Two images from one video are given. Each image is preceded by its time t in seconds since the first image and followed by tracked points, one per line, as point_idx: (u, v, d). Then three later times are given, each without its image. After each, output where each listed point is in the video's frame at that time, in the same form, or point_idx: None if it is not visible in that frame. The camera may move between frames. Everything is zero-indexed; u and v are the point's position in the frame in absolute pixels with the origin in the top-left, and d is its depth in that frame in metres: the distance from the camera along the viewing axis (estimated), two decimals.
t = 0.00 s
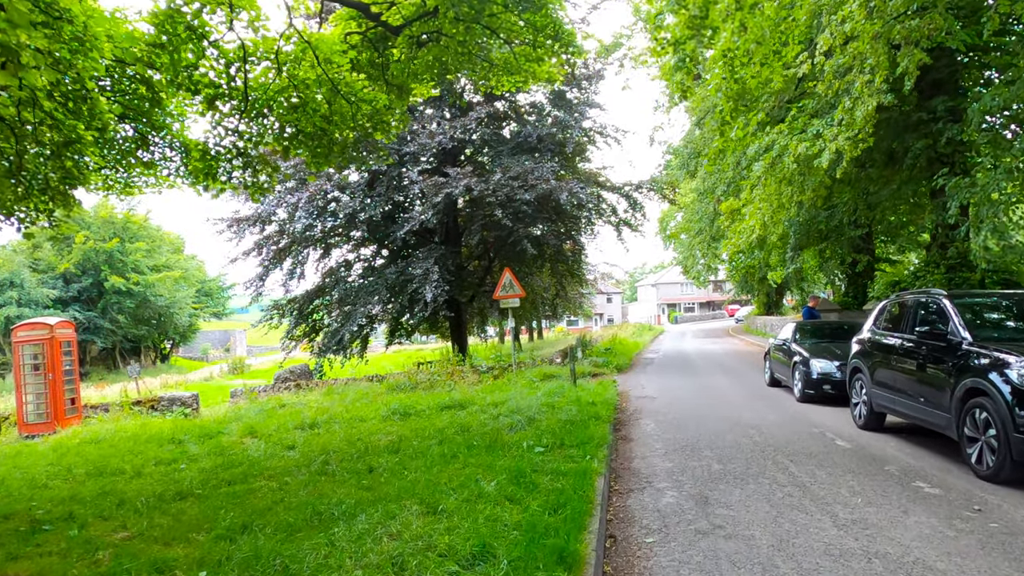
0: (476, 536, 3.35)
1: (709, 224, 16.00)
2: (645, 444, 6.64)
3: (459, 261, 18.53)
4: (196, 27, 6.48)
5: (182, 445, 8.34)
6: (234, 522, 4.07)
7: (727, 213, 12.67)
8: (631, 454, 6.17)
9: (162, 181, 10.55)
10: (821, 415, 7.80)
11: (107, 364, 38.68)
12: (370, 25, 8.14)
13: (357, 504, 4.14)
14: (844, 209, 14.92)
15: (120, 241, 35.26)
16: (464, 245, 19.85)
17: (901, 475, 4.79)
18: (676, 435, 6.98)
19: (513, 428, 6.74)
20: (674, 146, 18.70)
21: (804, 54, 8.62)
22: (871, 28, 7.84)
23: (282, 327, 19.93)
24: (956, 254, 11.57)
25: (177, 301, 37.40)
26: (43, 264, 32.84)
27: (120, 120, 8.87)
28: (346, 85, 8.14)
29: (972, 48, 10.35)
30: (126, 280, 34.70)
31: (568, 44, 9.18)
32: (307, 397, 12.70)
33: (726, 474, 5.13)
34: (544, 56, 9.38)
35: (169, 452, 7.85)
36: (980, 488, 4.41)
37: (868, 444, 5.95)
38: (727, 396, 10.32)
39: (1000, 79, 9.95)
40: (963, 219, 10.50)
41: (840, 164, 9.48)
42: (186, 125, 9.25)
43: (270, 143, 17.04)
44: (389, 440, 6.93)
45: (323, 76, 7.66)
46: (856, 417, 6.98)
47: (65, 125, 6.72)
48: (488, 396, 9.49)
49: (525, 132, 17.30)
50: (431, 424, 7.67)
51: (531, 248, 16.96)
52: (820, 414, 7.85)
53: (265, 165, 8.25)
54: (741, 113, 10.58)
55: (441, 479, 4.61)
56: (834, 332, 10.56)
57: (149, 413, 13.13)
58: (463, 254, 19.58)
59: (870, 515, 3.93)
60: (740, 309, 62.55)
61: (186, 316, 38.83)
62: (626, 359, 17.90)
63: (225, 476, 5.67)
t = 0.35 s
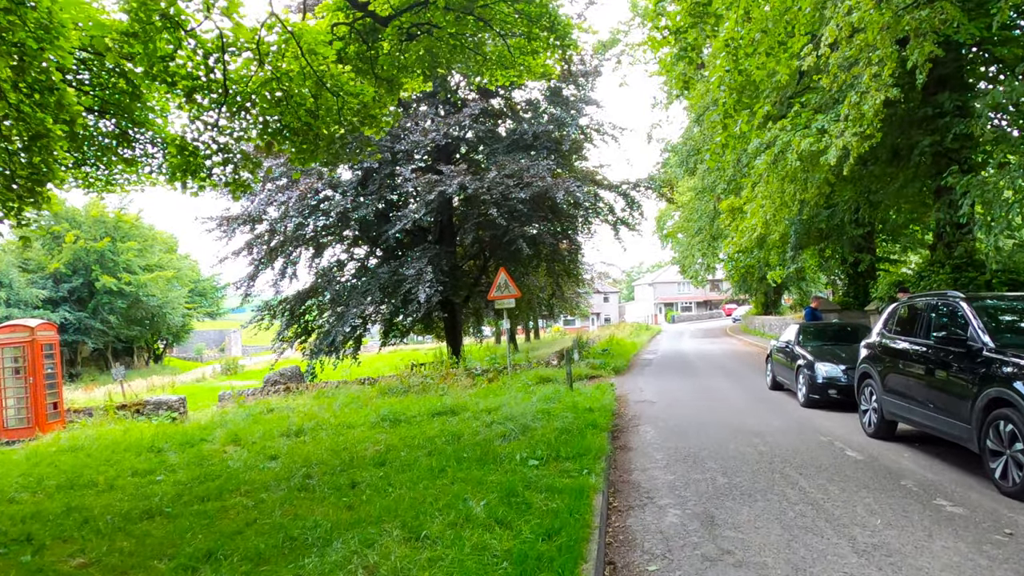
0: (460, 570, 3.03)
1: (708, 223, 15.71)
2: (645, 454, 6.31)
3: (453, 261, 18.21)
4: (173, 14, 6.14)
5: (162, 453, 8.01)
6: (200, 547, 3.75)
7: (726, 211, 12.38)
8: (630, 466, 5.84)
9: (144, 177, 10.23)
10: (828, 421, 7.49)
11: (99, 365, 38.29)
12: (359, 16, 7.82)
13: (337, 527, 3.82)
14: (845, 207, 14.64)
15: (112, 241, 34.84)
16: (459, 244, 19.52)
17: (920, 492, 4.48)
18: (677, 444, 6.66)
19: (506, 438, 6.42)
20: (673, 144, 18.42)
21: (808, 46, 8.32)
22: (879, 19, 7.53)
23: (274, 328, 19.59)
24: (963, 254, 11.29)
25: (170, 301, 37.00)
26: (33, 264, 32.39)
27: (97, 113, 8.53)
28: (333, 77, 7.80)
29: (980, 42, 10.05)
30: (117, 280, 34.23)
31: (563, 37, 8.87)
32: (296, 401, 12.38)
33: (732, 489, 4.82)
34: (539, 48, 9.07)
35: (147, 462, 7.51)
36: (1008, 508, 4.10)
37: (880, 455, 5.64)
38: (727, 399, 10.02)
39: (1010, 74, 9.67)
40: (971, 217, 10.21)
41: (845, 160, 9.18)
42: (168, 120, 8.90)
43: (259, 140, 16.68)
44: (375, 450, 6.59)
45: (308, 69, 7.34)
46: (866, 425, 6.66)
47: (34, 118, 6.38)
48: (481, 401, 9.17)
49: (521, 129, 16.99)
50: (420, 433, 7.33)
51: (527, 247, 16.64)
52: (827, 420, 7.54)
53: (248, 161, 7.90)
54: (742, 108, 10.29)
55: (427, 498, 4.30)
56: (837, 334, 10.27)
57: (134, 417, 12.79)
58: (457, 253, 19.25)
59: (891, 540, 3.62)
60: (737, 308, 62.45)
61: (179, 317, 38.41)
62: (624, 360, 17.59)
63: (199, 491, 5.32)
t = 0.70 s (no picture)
0: None
1: (709, 220, 15.36)
2: (645, 459, 5.95)
3: (448, 259, 17.85)
4: None
5: (138, 457, 7.63)
6: (155, 565, 3.39)
7: (728, 207, 12.03)
8: (630, 472, 5.48)
9: (124, 170, 9.85)
10: (837, 424, 7.14)
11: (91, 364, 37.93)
12: None
13: (307, 544, 3.45)
14: (849, 204, 14.33)
15: (104, 239, 34.47)
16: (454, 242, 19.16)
17: (946, 502, 4.13)
18: (679, 448, 6.29)
19: (498, 442, 6.05)
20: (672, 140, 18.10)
21: (816, 31, 7.98)
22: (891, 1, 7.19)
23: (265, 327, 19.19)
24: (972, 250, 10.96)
25: (163, 300, 36.64)
26: (24, 262, 31.91)
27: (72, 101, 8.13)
28: (319, 63, 7.45)
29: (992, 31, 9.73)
30: (109, 278, 33.76)
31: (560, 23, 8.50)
32: (284, 402, 12.00)
33: (740, 499, 4.46)
34: (535, 35, 8.71)
35: (121, 466, 7.14)
36: None
37: (897, 461, 5.29)
38: (730, 401, 9.66)
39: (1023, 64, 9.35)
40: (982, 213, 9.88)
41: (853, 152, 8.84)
42: (149, 109, 8.54)
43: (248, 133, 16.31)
44: (360, 455, 6.21)
45: (292, 53, 6.98)
46: (878, 427, 6.31)
47: None
48: (474, 402, 8.80)
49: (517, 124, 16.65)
50: (408, 436, 6.96)
51: (524, 244, 16.29)
52: (836, 423, 7.17)
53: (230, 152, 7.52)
54: (747, 96, 9.91)
55: (409, 509, 3.94)
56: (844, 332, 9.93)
57: (118, 419, 12.41)
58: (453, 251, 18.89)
59: (921, 558, 3.26)
60: (736, 308, 62.20)
61: (172, 316, 37.95)
62: (622, 360, 17.26)
63: (166, 500, 4.94)
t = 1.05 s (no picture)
0: None
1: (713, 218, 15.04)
2: (649, 468, 5.62)
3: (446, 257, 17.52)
4: None
5: (119, 463, 7.30)
6: None
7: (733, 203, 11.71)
8: (634, 483, 5.14)
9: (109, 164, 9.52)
10: (850, 429, 6.81)
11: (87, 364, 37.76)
12: None
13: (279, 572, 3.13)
14: (855, 201, 14.00)
15: (99, 237, 34.23)
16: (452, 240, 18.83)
17: (979, 521, 3.80)
18: (685, 456, 5.96)
19: (494, 450, 5.72)
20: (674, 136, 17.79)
21: (829, 18, 7.65)
22: None
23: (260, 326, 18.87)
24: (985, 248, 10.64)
25: (160, 299, 36.34)
26: (18, 261, 31.58)
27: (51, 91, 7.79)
28: (308, 51, 7.14)
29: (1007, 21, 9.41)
30: (105, 277, 33.42)
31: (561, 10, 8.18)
32: (276, 404, 11.68)
33: (754, 516, 4.13)
34: (535, 23, 8.39)
35: (100, 473, 6.81)
36: None
37: (919, 472, 4.95)
38: (735, 403, 9.33)
39: None
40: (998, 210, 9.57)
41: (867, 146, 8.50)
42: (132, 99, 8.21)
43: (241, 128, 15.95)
44: (348, 464, 5.88)
45: (279, 39, 6.67)
46: (895, 434, 5.98)
47: None
48: (470, 405, 8.47)
49: (516, 119, 16.32)
50: (399, 443, 6.63)
51: (523, 242, 15.96)
52: (849, 429, 6.84)
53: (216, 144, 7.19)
54: (754, 88, 9.59)
55: (395, 529, 3.62)
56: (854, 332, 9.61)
57: (106, 421, 12.09)
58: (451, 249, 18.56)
59: None
60: (736, 308, 61.94)
61: (169, 315, 37.63)
62: (623, 360, 16.93)
63: (136, 514, 4.61)
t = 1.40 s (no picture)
0: None
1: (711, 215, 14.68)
2: (650, 477, 5.23)
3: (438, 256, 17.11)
4: None
5: (85, 471, 6.88)
6: None
7: (732, 199, 11.35)
8: (633, 494, 4.76)
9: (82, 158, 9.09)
10: (860, 435, 6.44)
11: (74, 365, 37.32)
12: None
13: None
14: (857, 198, 13.68)
15: (86, 236, 33.69)
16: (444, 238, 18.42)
17: (1017, 540, 3.43)
18: (687, 464, 5.58)
19: (482, 458, 5.33)
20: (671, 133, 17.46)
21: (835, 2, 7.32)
22: None
23: (247, 327, 18.40)
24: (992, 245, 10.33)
25: (148, 299, 35.80)
26: (3, 260, 31.02)
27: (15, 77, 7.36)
28: (287, 34, 6.76)
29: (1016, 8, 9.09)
30: (92, 277, 32.89)
31: None
32: (260, 407, 11.24)
33: (767, 534, 3.74)
34: (527, 8, 8.00)
35: (63, 482, 6.37)
36: None
37: (942, 482, 4.59)
38: (736, 406, 8.95)
39: None
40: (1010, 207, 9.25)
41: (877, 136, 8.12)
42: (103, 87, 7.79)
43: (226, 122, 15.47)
44: (325, 473, 5.46)
45: (255, 19, 6.29)
46: (911, 440, 5.62)
47: None
48: (459, 409, 8.07)
49: (510, 113, 15.94)
50: (383, 449, 6.22)
51: (516, 241, 15.56)
52: (859, 434, 6.47)
53: (189, 132, 6.77)
54: (756, 78, 9.25)
55: (366, 553, 3.22)
56: (859, 332, 9.25)
57: (83, 424, 11.63)
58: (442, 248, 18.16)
59: None
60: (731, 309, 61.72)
61: (158, 316, 37.09)
62: (619, 361, 16.55)
63: (87, 531, 4.19)
